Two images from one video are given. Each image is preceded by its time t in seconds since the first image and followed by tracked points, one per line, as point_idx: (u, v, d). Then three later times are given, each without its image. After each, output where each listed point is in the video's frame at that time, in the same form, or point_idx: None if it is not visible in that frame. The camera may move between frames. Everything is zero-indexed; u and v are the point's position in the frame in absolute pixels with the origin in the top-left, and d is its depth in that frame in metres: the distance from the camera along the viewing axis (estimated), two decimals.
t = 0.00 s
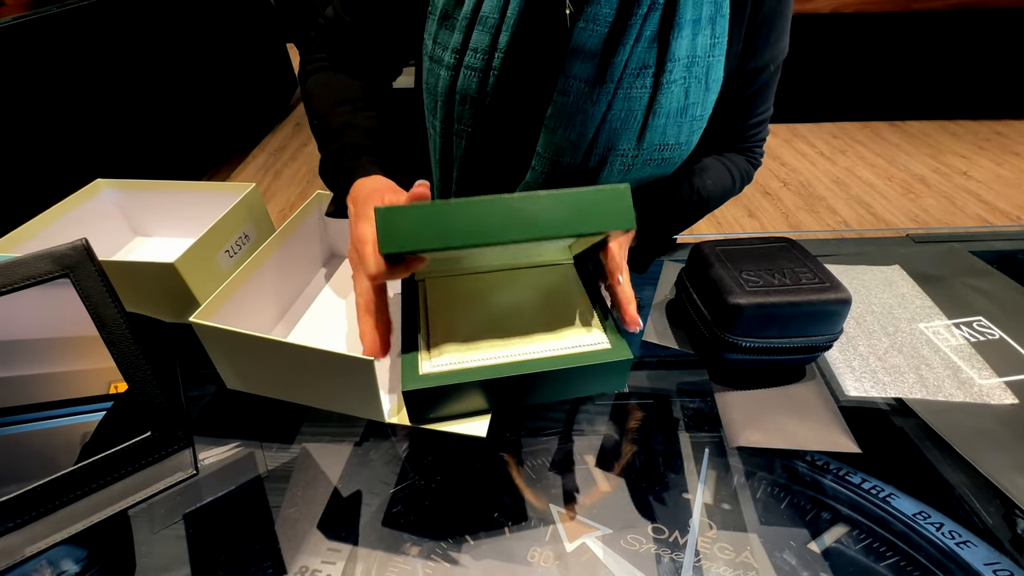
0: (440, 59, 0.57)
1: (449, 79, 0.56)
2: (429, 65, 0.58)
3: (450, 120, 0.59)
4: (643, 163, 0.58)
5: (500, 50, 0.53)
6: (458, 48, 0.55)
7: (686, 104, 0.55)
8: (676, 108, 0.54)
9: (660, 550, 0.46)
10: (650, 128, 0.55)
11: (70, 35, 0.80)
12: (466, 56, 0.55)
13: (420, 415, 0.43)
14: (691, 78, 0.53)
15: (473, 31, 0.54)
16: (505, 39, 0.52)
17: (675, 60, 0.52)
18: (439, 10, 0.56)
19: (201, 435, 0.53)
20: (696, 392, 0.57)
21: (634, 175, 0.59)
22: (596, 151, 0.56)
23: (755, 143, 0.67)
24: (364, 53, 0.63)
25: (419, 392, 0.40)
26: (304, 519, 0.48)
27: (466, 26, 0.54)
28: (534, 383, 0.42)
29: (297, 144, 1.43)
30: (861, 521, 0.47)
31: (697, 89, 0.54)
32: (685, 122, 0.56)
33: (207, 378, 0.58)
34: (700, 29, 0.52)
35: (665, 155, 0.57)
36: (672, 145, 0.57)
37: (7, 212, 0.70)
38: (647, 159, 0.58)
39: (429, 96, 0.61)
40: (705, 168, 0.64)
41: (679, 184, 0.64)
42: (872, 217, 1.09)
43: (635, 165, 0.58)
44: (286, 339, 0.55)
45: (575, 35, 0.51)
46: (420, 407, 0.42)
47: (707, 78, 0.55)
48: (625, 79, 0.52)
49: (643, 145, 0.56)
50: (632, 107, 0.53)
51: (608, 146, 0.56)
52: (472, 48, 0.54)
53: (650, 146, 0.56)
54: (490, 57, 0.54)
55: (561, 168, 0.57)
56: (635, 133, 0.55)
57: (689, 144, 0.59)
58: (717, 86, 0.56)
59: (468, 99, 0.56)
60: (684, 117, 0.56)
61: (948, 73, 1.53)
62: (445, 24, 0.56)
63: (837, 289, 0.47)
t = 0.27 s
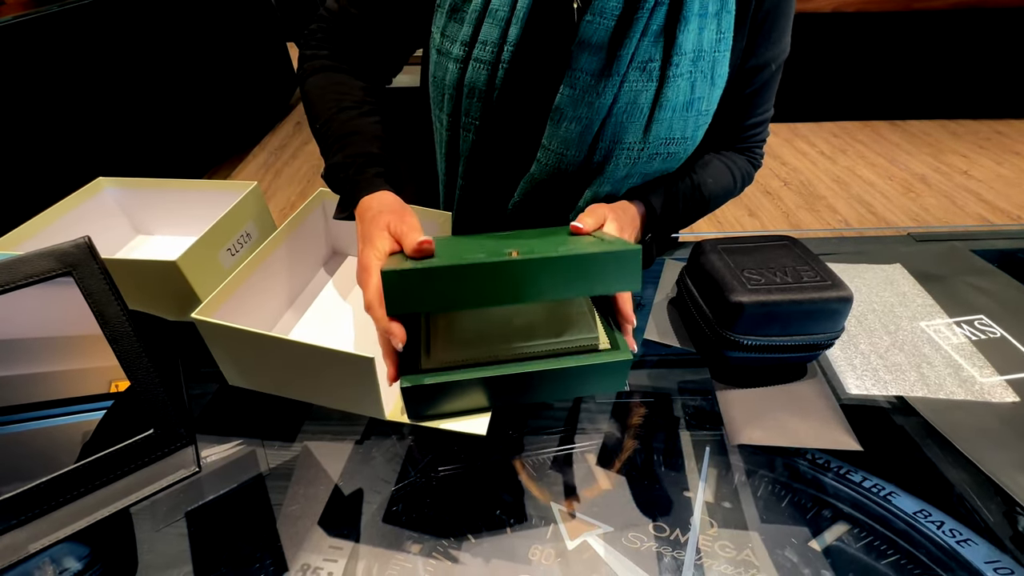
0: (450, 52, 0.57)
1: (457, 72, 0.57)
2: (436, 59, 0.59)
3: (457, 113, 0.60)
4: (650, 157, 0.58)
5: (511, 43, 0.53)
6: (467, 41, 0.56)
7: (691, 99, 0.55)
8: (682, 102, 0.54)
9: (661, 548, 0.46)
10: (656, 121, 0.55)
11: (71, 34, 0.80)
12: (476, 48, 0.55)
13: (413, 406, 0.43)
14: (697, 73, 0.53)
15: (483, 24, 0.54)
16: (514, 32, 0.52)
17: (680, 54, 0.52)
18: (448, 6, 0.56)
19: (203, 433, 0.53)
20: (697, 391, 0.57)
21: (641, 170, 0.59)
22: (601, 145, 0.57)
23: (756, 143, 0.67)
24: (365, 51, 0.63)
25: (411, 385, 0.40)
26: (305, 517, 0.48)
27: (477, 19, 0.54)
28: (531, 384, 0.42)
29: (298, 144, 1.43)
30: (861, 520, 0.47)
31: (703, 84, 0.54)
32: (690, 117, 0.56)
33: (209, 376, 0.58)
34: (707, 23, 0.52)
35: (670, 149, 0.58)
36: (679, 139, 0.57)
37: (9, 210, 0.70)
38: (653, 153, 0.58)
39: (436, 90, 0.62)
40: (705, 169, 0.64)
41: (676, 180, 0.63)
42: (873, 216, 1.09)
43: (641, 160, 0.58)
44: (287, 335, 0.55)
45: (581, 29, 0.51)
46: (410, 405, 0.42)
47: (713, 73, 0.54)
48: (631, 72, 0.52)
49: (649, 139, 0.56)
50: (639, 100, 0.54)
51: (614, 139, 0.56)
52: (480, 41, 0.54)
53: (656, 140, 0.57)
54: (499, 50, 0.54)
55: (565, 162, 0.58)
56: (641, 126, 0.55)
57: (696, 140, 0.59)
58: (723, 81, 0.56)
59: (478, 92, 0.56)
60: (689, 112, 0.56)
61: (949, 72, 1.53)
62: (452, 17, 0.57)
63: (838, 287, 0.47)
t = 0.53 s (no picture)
0: (451, 51, 0.57)
1: (459, 70, 0.57)
2: (437, 57, 0.59)
3: (459, 111, 0.60)
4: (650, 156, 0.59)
5: (512, 42, 0.53)
6: (469, 39, 0.56)
7: (692, 99, 0.55)
8: (682, 103, 0.55)
9: (661, 547, 0.46)
10: (656, 122, 0.56)
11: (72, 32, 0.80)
12: (478, 47, 0.55)
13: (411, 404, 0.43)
14: (698, 74, 0.53)
15: (485, 23, 0.54)
16: (517, 31, 0.52)
17: (681, 55, 0.52)
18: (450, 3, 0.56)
19: (205, 431, 0.53)
20: (698, 390, 0.57)
21: (642, 171, 0.60)
22: (601, 145, 0.58)
23: (756, 143, 0.67)
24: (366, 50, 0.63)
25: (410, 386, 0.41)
26: (306, 515, 0.48)
27: (479, 18, 0.54)
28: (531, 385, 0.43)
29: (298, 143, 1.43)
30: (861, 518, 0.47)
31: (704, 85, 0.54)
32: (691, 118, 0.56)
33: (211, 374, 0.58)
34: (708, 23, 0.52)
35: (671, 149, 0.58)
36: (679, 140, 0.57)
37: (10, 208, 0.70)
38: (654, 154, 0.58)
39: (438, 87, 0.61)
40: (707, 172, 0.64)
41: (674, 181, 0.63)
42: (873, 216, 1.09)
43: (641, 161, 0.59)
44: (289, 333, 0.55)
45: (582, 28, 0.51)
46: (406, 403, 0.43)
47: (715, 74, 0.54)
48: (632, 72, 0.53)
49: (650, 139, 0.57)
50: (639, 100, 0.54)
51: (614, 139, 0.57)
52: (483, 39, 0.54)
53: (657, 140, 0.57)
54: (501, 49, 0.54)
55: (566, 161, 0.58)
56: (641, 126, 0.56)
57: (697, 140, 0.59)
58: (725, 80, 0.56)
59: (478, 91, 0.56)
60: (690, 112, 0.56)
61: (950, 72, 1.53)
62: (453, 15, 0.56)
63: (839, 286, 0.47)
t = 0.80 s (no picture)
0: (453, 49, 0.57)
1: (460, 68, 0.57)
2: (439, 55, 0.59)
3: (461, 108, 0.60)
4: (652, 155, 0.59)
5: (513, 40, 0.53)
6: (471, 36, 0.55)
7: (693, 98, 0.54)
8: (684, 102, 0.54)
9: (661, 546, 0.46)
10: (658, 120, 0.56)
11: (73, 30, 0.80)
12: (479, 45, 0.55)
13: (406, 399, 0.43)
14: (699, 72, 0.53)
15: (486, 20, 0.54)
16: (518, 28, 0.52)
17: (682, 53, 0.52)
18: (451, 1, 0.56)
19: (205, 429, 0.53)
20: (698, 388, 0.57)
21: (644, 170, 0.60)
22: (602, 144, 0.58)
23: (761, 141, 0.67)
24: (367, 47, 0.63)
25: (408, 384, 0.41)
26: (306, 512, 0.48)
27: (480, 15, 0.54)
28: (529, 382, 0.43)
29: (299, 141, 1.43)
30: (861, 517, 0.47)
31: (706, 84, 0.54)
32: (693, 117, 0.56)
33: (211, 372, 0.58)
34: (710, 21, 0.51)
35: (672, 148, 0.58)
36: (680, 139, 0.57)
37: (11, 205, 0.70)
38: (655, 152, 0.58)
39: (439, 85, 0.61)
40: (709, 172, 0.64)
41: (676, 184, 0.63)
42: (873, 216, 1.09)
43: (642, 160, 0.59)
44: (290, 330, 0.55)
45: (583, 27, 0.51)
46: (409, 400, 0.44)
47: (716, 72, 0.54)
48: (633, 70, 0.53)
49: (651, 138, 0.57)
50: (640, 99, 0.54)
51: (615, 137, 0.57)
52: (485, 36, 0.54)
53: (658, 139, 0.57)
54: (503, 46, 0.54)
55: (568, 160, 0.58)
56: (642, 125, 0.56)
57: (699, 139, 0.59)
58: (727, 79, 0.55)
59: (480, 88, 0.56)
60: (692, 111, 0.56)
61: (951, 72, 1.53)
62: (454, 12, 0.56)
63: (840, 285, 0.47)
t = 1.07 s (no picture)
0: (457, 47, 0.57)
1: (464, 67, 0.56)
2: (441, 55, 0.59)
3: (464, 107, 0.59)
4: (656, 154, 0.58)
5: (517, 39, 0.53)
6: (474, 35, 0.56)
7: (697, 96, 0.54)
8: (687, 100, 0.54)
9: (664, 546, 0.46)
10: (661, 118, 0.55)
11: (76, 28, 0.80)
12: (483, 43, 0.55)
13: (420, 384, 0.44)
14: (703, 70, 0.53)
15: (490, 19, 0.54)
16: (522, 27, 0.52)
17: (686, 51, 0.52)
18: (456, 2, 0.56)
19: (208, 428, 0.53)
20: (701, 388, 0.57)
21: (648, 169, 0.59)
22: (606, 143, 0.58)
23: (765, 142, 0.67)
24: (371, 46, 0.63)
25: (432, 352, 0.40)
26: (309, 511, 0.48)
27: (484, 14, 0.54)
28: (550, 365, 0.42)
29: (301, 141, 1.43)
30: (864, 518, 0.47)
31: (709, 82, 0.54)
32: (696, 115, 0.56)
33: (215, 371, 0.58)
34: (712, 20, 0.52)
35: (676, 147, 0.57)
36: (684, 137, 0.57)
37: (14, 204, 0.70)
38: (658, 151, 0.58)
39: (443, 84, 0.61)
40: (712, 172, 0.64)
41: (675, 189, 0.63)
42: (875, 216, 1.09)
43: (646, 159, 0.58)
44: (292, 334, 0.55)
45: (586, 26, 0.51)
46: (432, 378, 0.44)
47: (720, 70, 0.54)
48: (636, 70, 0.53)
49: (655, 136, 0.56)
50: (643, 98, 0.54)
51: (619, 137, 0.57)
52: (488, 35, 0.54)
53: (662, 137, 0.56)
54: (507, 44, 0.54)
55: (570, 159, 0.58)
56: (646, 124, 0.56)
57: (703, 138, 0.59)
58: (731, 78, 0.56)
59: (484, 87, 0.56)
60: (696, 109, 0.55)
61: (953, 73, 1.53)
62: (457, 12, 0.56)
63: (844, 284, 0.47)
